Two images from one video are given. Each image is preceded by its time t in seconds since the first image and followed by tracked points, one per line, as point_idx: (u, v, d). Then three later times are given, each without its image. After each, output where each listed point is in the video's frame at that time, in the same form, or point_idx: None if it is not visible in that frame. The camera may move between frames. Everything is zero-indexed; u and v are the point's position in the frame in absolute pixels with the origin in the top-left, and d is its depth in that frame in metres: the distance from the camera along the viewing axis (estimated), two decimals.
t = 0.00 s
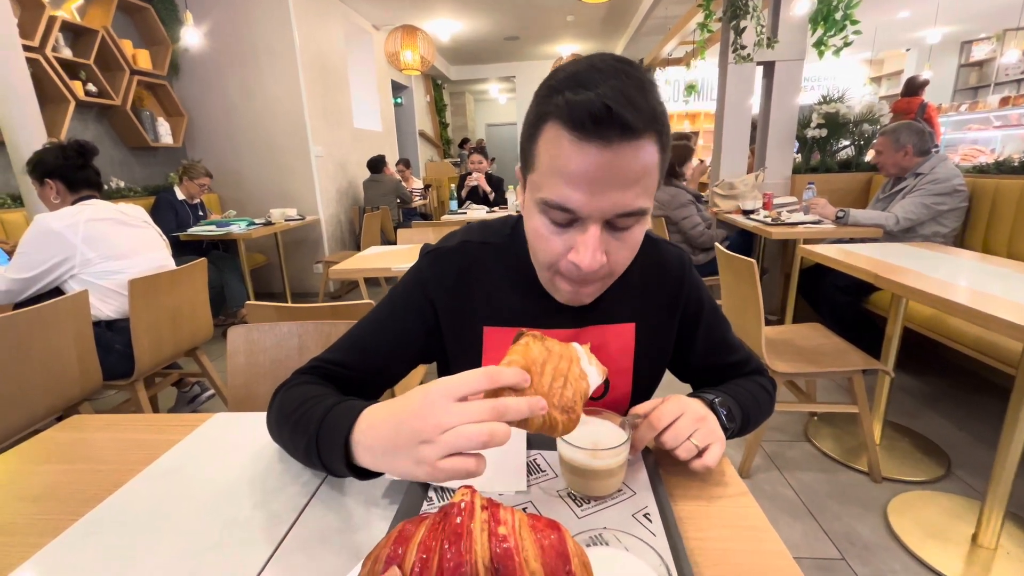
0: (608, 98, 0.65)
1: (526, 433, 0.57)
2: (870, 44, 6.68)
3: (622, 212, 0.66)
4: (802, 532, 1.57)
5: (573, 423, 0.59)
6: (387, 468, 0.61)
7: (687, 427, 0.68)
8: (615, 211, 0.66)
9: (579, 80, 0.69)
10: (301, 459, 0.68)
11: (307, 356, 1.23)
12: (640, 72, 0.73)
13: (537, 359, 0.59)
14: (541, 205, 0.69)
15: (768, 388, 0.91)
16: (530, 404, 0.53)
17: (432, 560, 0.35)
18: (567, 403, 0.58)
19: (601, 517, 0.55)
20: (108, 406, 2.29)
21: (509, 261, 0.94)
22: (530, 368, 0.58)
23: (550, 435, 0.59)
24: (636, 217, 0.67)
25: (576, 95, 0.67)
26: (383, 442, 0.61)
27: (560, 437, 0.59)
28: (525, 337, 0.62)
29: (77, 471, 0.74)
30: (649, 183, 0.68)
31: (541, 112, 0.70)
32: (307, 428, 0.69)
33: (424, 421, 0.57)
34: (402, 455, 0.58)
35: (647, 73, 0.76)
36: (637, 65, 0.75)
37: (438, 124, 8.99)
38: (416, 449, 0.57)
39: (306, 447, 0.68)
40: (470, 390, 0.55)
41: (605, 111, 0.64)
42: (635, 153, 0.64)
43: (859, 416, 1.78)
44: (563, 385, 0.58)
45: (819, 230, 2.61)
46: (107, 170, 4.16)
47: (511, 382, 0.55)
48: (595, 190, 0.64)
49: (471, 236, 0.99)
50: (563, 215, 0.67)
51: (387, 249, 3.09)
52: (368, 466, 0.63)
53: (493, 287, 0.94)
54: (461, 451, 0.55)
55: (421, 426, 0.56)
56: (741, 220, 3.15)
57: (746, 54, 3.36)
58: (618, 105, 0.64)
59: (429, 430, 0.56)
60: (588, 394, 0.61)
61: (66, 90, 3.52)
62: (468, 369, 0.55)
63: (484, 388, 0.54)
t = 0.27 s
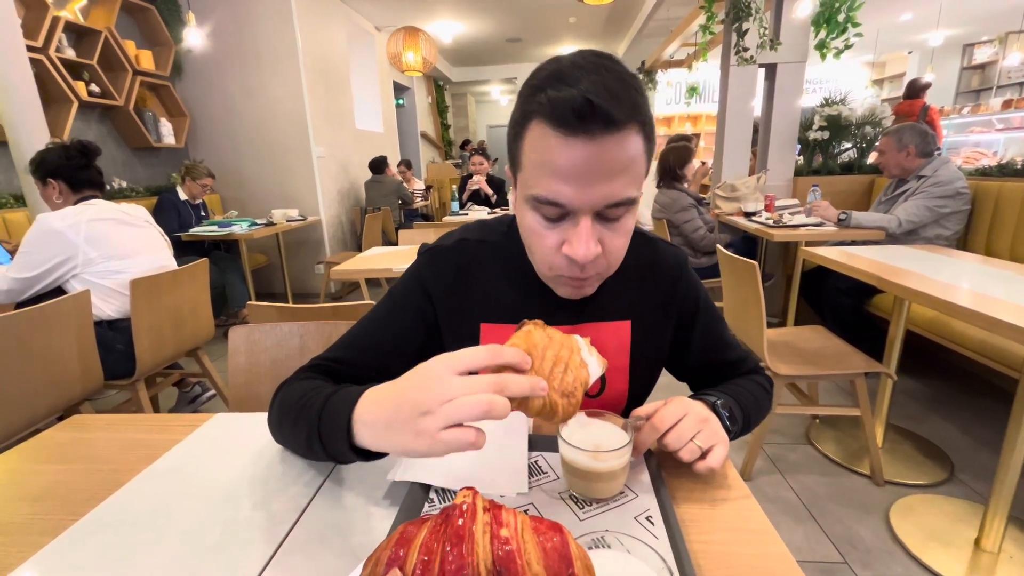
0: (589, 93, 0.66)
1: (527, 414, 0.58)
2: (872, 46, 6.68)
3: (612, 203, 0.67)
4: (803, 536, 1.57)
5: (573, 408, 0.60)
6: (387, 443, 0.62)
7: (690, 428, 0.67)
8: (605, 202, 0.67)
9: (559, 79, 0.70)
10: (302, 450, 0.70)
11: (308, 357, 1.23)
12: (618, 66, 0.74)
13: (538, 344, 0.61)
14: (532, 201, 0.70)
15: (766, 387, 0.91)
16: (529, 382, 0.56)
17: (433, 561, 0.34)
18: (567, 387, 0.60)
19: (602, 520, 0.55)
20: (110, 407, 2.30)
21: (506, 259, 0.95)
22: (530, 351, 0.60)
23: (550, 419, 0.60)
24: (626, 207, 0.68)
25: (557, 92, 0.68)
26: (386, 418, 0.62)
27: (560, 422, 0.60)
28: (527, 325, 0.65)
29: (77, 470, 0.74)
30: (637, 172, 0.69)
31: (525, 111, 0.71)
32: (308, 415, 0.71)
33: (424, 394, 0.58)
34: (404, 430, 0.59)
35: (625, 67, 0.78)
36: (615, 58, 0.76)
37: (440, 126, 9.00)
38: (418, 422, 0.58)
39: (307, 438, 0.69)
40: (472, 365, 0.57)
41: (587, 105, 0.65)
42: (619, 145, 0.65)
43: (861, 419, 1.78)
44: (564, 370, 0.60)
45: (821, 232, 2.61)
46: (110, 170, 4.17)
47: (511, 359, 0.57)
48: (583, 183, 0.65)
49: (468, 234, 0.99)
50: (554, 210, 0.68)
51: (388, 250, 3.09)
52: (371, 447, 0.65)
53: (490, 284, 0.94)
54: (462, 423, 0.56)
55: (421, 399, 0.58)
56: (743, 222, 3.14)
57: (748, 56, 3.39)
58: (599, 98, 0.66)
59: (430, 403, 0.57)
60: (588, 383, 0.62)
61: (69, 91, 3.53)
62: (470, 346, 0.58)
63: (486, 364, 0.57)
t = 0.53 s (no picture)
0: (569, 88, 0.67)
1: (529, 416, 0.57)
2: (877, 47, 6.65)
3: (600, 194, 0.68)
4: (808, 539, 1.55)
5: (577, 417, 0.58)
6: (389, 424, 0.62)
7: (697, 430, 0.67)
8: (593, 194, 0.67)
9: (538, 76, 0.71)
10: (304, 443, 0.69)
11: (311, 357, 1.23)
12: (595, 58, 0.74)
13: (548, 351, 0.61)
14: (522, 198, 0.71)
15: (763, 382, 0.89)
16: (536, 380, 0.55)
17: (435, 564, 0.34)
18: (573, 396, 0.58)
19: (607, 523, 0.54)
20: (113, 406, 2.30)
21: (504, 254, 0.94)
22: (538, 354, 0.60)
23: (552, 426, 0.58)
24: (615, 197, 0.68)
25: (537, 90, 0.69)
26: (388, 402, 0.63)
27: (561, 431, 0.59)
28: (538, 332, 0.64)
29: (80, 470, 0.73)
30: (623, 162, 0.70)
31: (508, 111, 0.72)
32: (310, 406, 0.71)
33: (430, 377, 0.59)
34: (406, 413, 0.60)
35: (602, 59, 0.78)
36: (591, 51, 0.76)
37: (443, 127, 9.00)
38: (421, 404, 0.58)
39: (309, 428, 0.69)
40: (481, 356, 0.58)
41: (567, 101, 0.65)
42: (603, 137, 0.66)
43: (866, 422, 1.76)
44: (571, 379, 0.59)
45: (826, 234, 2.60)
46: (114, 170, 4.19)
47: (519, 357, 0.57)
48: (570, 176, 0.66)
49: (465, 232, 0.99)
50: (544, 205, 0.69)
51: (391, 251, 3.08)
52: (372, 434, 0.65)
53: (488, 282, 0.94)
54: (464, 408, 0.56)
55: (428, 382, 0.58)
56: (747, 223, 3.13)
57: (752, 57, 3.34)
58: (578, 92, 0.66)
59: (435, 385, 0.58)
60: (594, 398, 0.61)
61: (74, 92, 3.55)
62: (481, 339, 0.59)
63: (494, 357, 0.57)
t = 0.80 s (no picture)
0: (557, 78, 0.65)
1: (526, 410, 0.54)
2: (885, 48, 6.61)
3: (594, 184, 0.66)
4: (818, 546, 1.52)
5: (578, 414, 0.56)
6: (376, 417, 0.59)
7: (729, 423, 0.65)
8: (586, 184, 0.66)
9: (524, 68, 0.69)
10: (296, 438, 0.66)
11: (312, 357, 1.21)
12: (582, 48, 0.73)
13: (549, 345, 0.58)
14: (514, 192, 0.69)
15: (765, 380, 0.87)
16: (536, 373, 0.53)
17: None
18: (575, 391, 0.56)
19: (615, 533, 0.52)
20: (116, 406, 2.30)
21: (503, 251, 0.92)
22: (540, 347, 0.58)
23: (551, 422, 0.55)
24: (609, 186, 0.67)
25: (525, 81, 0.67)
26: (379, 390, 0.59)
27: (561, 428, 0.56)
28: (542, 326, 0.62)
29: (74, 472, 0.72)
30: (616, 151, 0.68)
31: (496, 105, 0.70)
32: (303, 399, 0.68)
33: (422, 364, 0.56)
34: (397, 401, 0.57)
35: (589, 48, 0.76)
36: (578, 40, 0.74)
37: (447, 128, 9.01)
38: (413, 391, 0.55)
39: (301, 424, 0.66)
40: (478, 343, 0.55)
41: (556, 90, 0.63)
42: (595, 126, 0.64)
43: (878, 426, 1.73)
44: (573, 374, 0.56)
45: (834, 235, 2.56)
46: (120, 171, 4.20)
47: (518, 347, 0.55)
48: (562, 167, 0.64)
49: (463, 229, 0.97)
50: (537, 197, 0.67)
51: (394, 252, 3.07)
52: (362, 426, 0.61)
53: (486, 278, 0.92)
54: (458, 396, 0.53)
55: (419, 369, 0.56)
56: (754, 224, 3.10)
57: (758, 56, 3.34)
58: (566, 82, 0.64)
59: (428, 372, 0.55)
60: (597, 397, 0.58)
61: (81, 92, 3.56)
62: (480, 326, 0.57)
63: (492, 345, 0.55)
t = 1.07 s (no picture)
0: (557, 75, 0.61)
1: (533, 434, 0.51)
2: (897, 49, 6.53)
3: (599, 186, 0.62)
4: (836, 564, 1.47)
5: (590, 441, 0.51)
6: (370, 441, 0.55)
7: (759, 436, 0.63)
8: (590, 186, 0.62)
9: (522, 66, 0.65)
10: (286, 462, 0.62)
11: (313, 368, 1.17)
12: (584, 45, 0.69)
13: (557, 364, 0.55)
14: (514, 197, 0.65)
15: (777, 398, 0.83)
16: (544, 395, 0.50)
17: None
18: (585, 416, 0.52)
19: None
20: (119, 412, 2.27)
21: (507, 260, 0.88)
22: (548, 368, 0.55)
23: (560, 451, 0.51)
24: (614, 188, 0.63)
25: (523, 80, 0.63)
26: (373, 411, 0.56)
27: (571, 457, 0.51)
28: (551, 344, 0.59)
29: (58, 496, 0.68)
30: (622, 151, 0.64)
31: (494, 107, 0.67)
32: (295, 420, 0.65)
33: (418, 384, 0.52)
34: (392, 425, 0.53)
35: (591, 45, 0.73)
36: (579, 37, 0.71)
37: (454, 130, 8.99)
38: (409, 413, 0.52)
39: (291, 448, 0.63)
40: (480, 361, 0.52)
41: (556, 88, 0.60)
42: (598, 125, 0.61)
43: (897, 438, 1.67)
44: (584, 398, 0.53)
45: (849, 239, 2.51)
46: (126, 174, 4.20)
47: (524, 365, 0.52)
48: (564, 169, 0.61)
49: (465, 236, 0.93)
50: (539, 202, 0.63)
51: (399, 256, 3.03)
52: (355, 452, 0.58)
53: (489, 289, 0.87)
54: (458, 420, 0.49)
55: (416, 388, 0.52)
56: (765, 228, 3.04)
57: (769, 57, 3.28)
58: (566, 79, 0.61)
59: (426, 393, 0.51)
60: (610, 422, 0.54)
61: (88, 96, 3.56)
62: (482, 343, 0.53)
63: (496, 363, 0.52)
